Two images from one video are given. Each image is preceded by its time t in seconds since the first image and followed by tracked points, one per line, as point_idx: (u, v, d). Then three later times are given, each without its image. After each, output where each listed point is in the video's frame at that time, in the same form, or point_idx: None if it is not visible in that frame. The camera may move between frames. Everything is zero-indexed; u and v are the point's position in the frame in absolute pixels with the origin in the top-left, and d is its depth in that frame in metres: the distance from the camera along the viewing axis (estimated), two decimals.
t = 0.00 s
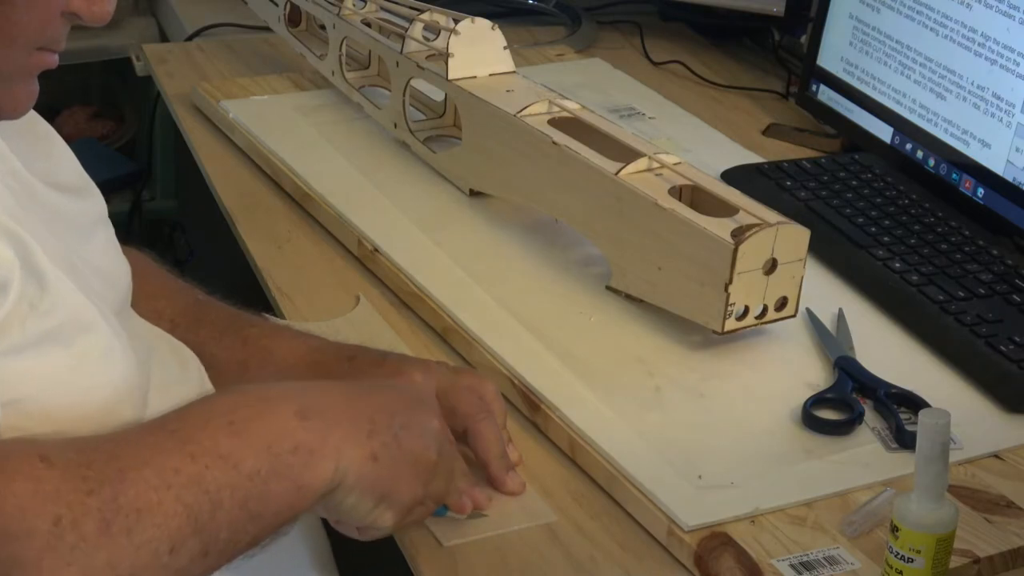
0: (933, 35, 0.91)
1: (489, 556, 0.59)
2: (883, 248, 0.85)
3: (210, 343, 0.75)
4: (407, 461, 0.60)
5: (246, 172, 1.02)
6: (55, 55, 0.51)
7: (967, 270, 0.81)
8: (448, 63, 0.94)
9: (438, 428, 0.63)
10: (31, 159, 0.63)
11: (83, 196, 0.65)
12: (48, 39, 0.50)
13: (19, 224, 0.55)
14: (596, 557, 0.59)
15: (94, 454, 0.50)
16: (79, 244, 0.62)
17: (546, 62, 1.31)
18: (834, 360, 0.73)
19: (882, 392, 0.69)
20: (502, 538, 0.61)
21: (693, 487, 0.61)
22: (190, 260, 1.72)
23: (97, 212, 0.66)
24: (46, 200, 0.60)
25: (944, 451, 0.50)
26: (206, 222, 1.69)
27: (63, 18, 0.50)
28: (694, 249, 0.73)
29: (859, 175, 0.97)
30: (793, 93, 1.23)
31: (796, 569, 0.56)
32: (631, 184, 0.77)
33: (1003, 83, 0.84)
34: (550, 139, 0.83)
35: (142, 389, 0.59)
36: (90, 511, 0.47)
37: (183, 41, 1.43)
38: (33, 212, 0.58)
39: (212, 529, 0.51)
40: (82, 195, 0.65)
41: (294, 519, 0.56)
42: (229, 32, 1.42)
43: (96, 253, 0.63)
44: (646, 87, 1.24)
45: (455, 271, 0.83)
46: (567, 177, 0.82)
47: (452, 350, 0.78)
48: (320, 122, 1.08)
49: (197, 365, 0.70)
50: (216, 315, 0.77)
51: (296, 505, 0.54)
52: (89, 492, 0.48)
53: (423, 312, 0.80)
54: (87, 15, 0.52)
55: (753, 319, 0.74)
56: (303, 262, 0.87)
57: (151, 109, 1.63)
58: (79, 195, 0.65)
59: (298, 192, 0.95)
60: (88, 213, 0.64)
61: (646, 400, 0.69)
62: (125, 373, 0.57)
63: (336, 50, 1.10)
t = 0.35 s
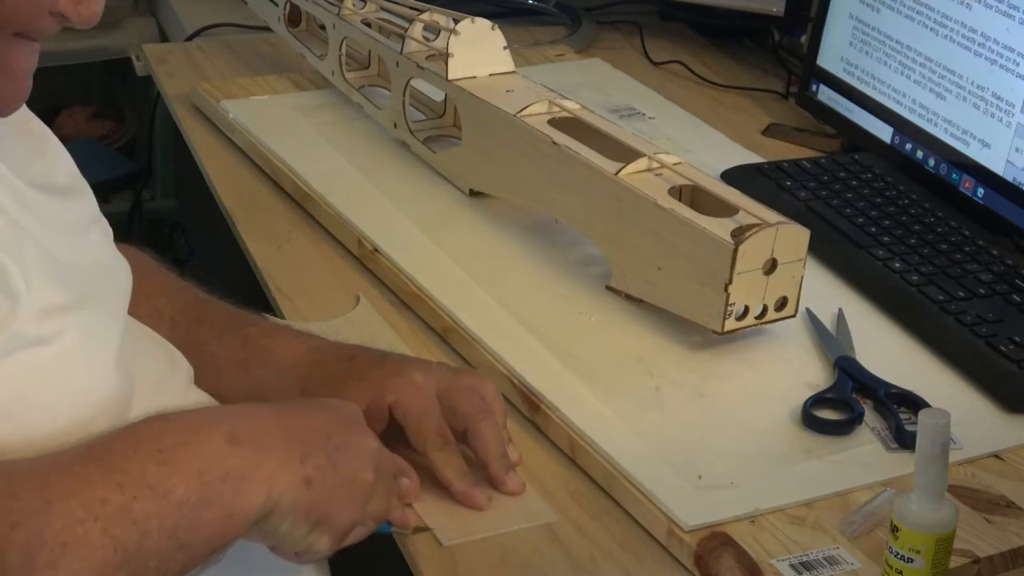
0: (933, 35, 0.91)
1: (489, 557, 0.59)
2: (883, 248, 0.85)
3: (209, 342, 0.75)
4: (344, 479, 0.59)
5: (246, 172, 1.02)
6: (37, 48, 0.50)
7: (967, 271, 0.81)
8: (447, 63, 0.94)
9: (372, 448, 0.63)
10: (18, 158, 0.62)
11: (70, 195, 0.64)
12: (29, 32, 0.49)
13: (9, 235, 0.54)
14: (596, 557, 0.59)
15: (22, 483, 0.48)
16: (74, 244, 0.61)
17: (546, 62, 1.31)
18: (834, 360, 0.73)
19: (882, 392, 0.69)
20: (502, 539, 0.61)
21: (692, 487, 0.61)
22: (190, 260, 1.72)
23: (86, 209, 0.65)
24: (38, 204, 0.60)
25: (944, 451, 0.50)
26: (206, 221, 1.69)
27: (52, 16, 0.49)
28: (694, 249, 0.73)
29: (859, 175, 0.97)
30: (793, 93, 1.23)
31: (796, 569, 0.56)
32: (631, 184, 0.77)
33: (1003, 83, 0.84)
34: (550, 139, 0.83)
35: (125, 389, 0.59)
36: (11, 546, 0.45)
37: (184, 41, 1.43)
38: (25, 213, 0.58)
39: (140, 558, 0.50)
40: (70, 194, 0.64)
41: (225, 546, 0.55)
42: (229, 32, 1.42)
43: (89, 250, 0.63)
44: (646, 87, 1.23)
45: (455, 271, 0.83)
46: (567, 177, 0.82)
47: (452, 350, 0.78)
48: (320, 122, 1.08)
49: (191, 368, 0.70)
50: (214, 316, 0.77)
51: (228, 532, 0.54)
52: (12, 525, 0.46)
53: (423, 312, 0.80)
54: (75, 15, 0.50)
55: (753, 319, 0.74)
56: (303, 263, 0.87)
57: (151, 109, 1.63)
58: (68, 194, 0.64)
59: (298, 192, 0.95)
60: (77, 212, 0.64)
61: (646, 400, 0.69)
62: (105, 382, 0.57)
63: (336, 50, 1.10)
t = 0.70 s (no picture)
0: (934, 35, 0.91)
1: (489, 556, 0.59)
2: (883, 248, 0.85)
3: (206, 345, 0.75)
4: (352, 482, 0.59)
5: (246, 171, 1.01)
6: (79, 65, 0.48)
7: (967, 270, 0.81)
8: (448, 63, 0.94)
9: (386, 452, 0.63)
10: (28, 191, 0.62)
11: (82, 222, 0.64)
12: (74, 47, 0.46)
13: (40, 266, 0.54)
14: (597, 556, 0.59)
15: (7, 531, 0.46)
16: (88, 275, 0.61)
17: (546, 62, 1.31)
18: (834, 360, 0.73)
19: (881, 391, 0.69)
20: (502, 538, 0.61)
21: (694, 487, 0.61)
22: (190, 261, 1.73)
23: (99, 236, 0.65)
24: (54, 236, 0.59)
25: (945, 451, 0.51)
26: (204, 222, 1.69)
27: (91, 28, 0.47)
28: (694, 249, 0.73)
29: (859, 175, 0.97)
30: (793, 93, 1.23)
31: (797, 569, 0.56)
32: (632, 184, 0.77)
33: (1003, 83, 0.84)
34: (551, 139, 0.83)
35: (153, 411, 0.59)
36: None
37: (183, 41, 1.43)
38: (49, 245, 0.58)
39: None
40: (82, 222, 0.64)
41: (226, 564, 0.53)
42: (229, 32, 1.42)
43: (106, 283, 0.63)
44: (646, 87, 1.23)
45: (455, 271, 0.83)
46: (568, 177, 0.82)
47: (452, 349, 0.77)
48: (320, 121, 1.08)
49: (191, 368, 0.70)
50: (212, 318, 0.77)
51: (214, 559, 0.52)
52: None
53: (423, 312, 0.80)
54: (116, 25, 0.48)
55: (753, 319, 0.74)
56: (303, 262, 0.87)
57: (151, 109, 1.63)
58: (82, 223, 0.64)
59: (298, 192, 0.95)
60: (92, 241, 0.63)
61: (647, 400, 0.69)
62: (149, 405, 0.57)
63: (337, 50, 1.10)
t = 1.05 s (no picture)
0: (934, 34, 0.91)
1: (489, 556, 0.59)
2: (883, 248, 0.85)
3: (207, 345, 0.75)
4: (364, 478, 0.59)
5: (246, 171, 1.01)
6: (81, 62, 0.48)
7: (967, 270, 0.81)
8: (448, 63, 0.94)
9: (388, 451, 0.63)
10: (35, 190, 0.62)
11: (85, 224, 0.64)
12: (76, 49, 0.47)
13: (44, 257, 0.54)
14: (597, 556, 0.59)
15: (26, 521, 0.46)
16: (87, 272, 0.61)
17: (546, 62, 1.31)
18: (834, 360, 0.73)
19: (882, 391, 0.69)
20: (502, 538, 0.61)
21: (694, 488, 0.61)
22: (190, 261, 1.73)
23: (102, 237, 0.65)
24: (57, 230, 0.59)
25: (945, 451, 0.51)
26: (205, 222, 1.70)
27: (92, 29, 0.47)
28: (695, 249, 0.73)
29: (859, 175, 0.97)
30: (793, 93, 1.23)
31: (797, 569, 0.56)
32: (632, 184, 0.77)
33: (1003, 83, 0.84)
34: (551, 139, 0.83)
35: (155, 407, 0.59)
36: None
37: (183, 41, 1.43)
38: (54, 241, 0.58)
39: None
40: (85, 223, 0.64)
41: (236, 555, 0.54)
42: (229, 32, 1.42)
43: (107, 284, 0.62)
44: (646, 87, 1.23)
45: (455, 271, 0.83)
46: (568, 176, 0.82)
47: (452, 349, 0.77)
48: (321, 121, 1.08)
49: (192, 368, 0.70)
50: (212, 318, 0.77)
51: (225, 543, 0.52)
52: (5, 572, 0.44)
53: (423, 312, 0.80)
54: (117, 25, 0.48)
55: (753, 319, 0.74)
56: (303, 262, 0.87)
57: (151, 109, 1.63)
58: (84, 221, 0.64)
59: (298, 192, 0.95)
60: (93, 241, 0.63)
61: (647, 400, 0.69)
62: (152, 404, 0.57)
63: (337, 50, 1.10)
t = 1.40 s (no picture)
0: (933, 34, 0.91)
1: (488, 556, 0.59)
2: (883, 248, 0.85)
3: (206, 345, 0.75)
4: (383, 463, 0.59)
5: (246, 171, 1.01)
6: (51, 54, 0.49)
7: (967, 270, 0.81)
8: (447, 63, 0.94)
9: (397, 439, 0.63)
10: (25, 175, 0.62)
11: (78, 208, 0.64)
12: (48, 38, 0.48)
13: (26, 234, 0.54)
14: (597, 557, 0.59)
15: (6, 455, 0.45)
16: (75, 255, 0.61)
17: (546, 62, 1.31)
18: (834, 360, 0.73)
19: (881, 392, 0.69)
20: (503, 538, 0.61)
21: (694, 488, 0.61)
22: (190, 261, 1.73)
23: (96, 224, 0.65)
24: (47, 212, 0.60)
25: (944, 451, 0.51)
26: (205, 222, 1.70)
27: (65, 22, 0.49)
28: (694, 249, 0.73)
29: (859, 175, 0.97)
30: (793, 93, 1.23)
31: (796, 569, 0.56)
32: (631, 185, 0.77)
33: (1003, 83, 0.84)
34: (550, 139, 0.83)
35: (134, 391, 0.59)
36: None
37: (183, 41, 1.43)
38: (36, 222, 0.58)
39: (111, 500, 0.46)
40: (78, 207, 0.65)
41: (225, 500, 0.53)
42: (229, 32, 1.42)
43: (92, 268, 0.63)
44: (646, 87, 1.23)
45: (454, 271, 0.83)
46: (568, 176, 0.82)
47: (452, 349, 0.78)
48: (320, 121, 1.08)
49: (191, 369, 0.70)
50: (213, 317, 0.77)
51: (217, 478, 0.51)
52: None
53: (423, 312, 0.80)
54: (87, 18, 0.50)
55: (752, 319, 0.74)
56: (303, 262, 0.87)
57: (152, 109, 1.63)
58: (76, 205, 0.65)
59: (297, 192, 0.95)
60: (85, 226, 0.64)
61: (646, 400, 0.69)
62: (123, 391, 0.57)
63: (337, 50, 1.10)
